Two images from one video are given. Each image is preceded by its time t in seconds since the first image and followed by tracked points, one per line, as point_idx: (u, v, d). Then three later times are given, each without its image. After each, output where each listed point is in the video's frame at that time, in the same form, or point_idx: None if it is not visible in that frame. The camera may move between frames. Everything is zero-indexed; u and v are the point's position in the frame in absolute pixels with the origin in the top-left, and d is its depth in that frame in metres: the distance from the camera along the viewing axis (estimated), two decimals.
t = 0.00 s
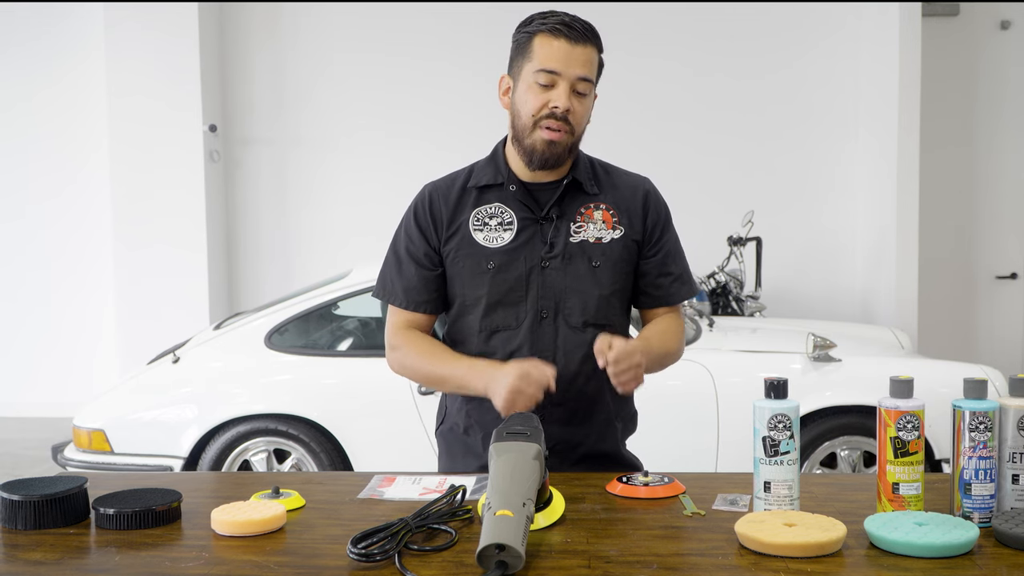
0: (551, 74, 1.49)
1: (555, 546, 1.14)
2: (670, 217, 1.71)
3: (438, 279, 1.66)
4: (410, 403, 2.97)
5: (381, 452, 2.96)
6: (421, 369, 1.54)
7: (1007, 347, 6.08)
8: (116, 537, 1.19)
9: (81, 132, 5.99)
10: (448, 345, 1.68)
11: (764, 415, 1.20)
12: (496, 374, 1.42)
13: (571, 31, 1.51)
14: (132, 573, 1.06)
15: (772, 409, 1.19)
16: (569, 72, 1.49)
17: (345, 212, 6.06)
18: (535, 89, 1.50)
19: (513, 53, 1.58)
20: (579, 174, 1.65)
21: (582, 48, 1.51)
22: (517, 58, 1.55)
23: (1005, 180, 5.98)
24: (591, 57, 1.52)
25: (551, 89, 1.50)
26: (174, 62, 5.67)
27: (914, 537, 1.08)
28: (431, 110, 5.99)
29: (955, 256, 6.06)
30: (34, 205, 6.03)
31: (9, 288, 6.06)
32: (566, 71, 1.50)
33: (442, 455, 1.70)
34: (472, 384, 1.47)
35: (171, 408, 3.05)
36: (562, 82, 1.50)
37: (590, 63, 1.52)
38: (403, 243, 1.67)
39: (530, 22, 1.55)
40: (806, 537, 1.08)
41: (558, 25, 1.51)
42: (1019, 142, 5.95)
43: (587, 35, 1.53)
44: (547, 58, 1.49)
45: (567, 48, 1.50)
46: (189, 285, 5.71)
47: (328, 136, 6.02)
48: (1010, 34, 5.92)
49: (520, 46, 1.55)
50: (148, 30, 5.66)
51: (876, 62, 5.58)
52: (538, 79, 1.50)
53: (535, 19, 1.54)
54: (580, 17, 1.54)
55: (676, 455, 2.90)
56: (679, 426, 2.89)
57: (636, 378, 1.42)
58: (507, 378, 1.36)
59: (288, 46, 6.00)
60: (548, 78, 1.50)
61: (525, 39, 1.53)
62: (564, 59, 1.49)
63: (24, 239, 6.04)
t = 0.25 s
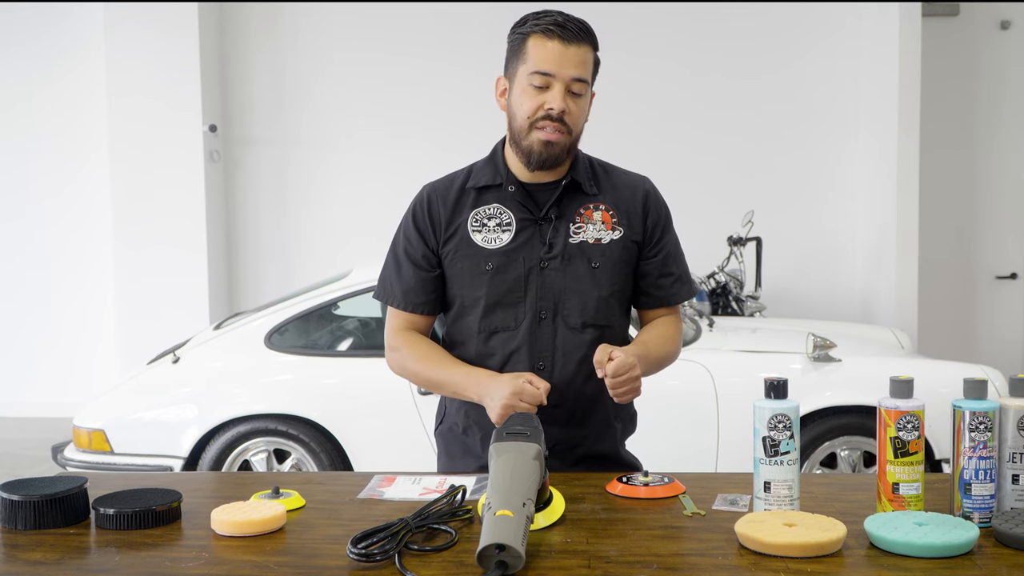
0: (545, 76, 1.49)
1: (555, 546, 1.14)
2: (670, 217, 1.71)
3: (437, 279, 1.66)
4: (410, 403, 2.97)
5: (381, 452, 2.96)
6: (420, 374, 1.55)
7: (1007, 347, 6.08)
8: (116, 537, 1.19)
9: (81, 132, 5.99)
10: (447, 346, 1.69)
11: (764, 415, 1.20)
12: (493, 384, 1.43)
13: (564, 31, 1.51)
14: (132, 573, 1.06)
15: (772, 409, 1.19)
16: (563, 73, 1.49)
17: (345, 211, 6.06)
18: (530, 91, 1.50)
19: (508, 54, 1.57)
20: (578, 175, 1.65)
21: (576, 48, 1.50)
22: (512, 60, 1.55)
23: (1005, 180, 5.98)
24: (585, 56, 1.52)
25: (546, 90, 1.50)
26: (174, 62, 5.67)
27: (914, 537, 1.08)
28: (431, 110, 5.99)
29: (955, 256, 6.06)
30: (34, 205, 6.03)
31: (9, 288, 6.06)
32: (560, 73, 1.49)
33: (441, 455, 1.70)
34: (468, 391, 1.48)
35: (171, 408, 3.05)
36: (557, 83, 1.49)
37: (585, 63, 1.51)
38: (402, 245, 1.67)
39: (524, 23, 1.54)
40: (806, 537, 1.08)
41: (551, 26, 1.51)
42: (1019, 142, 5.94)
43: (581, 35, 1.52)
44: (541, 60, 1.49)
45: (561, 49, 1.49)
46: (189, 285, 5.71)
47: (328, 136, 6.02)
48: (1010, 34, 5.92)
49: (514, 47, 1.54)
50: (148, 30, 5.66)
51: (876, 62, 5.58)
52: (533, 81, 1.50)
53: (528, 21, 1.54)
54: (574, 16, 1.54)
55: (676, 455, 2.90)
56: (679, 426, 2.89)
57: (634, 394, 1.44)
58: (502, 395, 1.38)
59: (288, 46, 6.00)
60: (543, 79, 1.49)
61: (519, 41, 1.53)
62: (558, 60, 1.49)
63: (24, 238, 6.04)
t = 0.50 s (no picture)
0: (540, 77, 1.49)
1: (555, 546, 1.14)
2: (669, 217, 1.71)
3: (436, 280, 1.66)
4: (410, 403, 2.97)
5: (381, 452, 2.96)
6: (420, 371, 1.55)
7: (1007, 348, 6.08)
8: (116, 537, 1.19)
9: (81, 132, 5.99)
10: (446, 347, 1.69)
11: (764, 415, 1.20)
12: (491, 376, 1.43)
13: (559, 32, 1.51)
14: (132, 573, 1.06)
15: (772, 409, 1.19)
16: (558, 74, 1.49)
17: (345, 211, 6.06)
18: (526, 92, 1.50)
19: (504, 56, 1.58)
20: (576, 175, 1.65)
21: (571, 49, 1.50)
22: (507, 61, 1.55)
23: (1005, 180, 5.98)
24: (580, 56, 1.52)
25: (542, 91, 1.50)
26: (174, 62, 5.67)
27: (914, 537, 1.08)
28: (431, 110, 5.99)
29: (955, 256, 6.06)
30: (34, 205, 6.03)
31: (8, 288, 6.06)
32: (555, 73, 1.49)
33: (440, 455, 1.70)
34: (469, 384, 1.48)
35: (171, 409, 3.05)
36: (552, 84, 1.49)
37: (580, 63, 1.51)
38: (400, 246, 1.67)
39: (519, 24, 1.55)
40: (806, 537, 1.08)
41: (545, 27, 1.51)
42: (1019, 142, 5.94)
43: (577, 35, 1.52)
44: (536, 61, 1.49)
45: (557, 49, 1.49)
46: (189, 285, 5.71)
47: (328, 136, 6.02)
48: (1010, 34, 5.92)
49: (510, 49, 1.55)
50: (148, 30, 5.67)
51: (876, 62, 5.58)
52: (528, 82, 1.50)
53: (523, 22, 1.54)
54: (569, 16, 1.54)
55: (676, 455, 2.90)
56: (679, 426, 2.89)
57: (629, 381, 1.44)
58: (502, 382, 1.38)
59: (288, 46, 6.00)
60: (538, 80, 1.49)
61: (514, 42, 1.53)
62: (553, 60, 1.49)
63: (24, 238, 6.04)
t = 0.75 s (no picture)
0: (533, 77, 1.49)
1: (555, 546, 1.14)
2: (669, 217, 1.71)
3: (435, 281, 1.66)
4: (410, 403, 2.97)
5: (381, 452, 2.96)
6: (419, 374, 1.55)
7: (1007, 348, 6.08)
8: (116, 537, 1.19)
9: (81, 132, 5.99)
10: (446, 348, 1.69)
11: (764, 415, 1.20)
12: (488, 381, 1.43)
13: (550, 31, 1.51)
14: (132, 573, 1.06)
15: (772, 409, 1.19)
16: (551, 73, 1.49)
17: (345, 211, 6.06)
18: (520, 93, 1.50)
19: (497, 58, 1.58)
20: (575, 175, 1.65)
21: (563, 47, 1.50)
22: (500, 62, 1.55)
23: (1005, 180, 5.98)
24: (573, 54, 1.52)
25: (535, 90, 1.50)
26: (174, 62, 5.67)
27: (914, 537, 1.08)
28: (431, 110, 5.99)
29: (955, 256, 6.06)
30: (34, 205, 6.03)
31: (8, 288, 6.06)
32: (548, 73, 1.49)
33: (439, 454, 1.70)
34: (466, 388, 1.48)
35: (171, 409, 3.05)
36: (545, 83, 1.49)
37: (573, 61, 1.51)
38: (400, 247, 1.67)
39: (510, 25, 1.55)
40: (806, 537, 1.08)
41: (536, 27, 1.51)
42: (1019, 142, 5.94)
43: (568, 33, 1.53)
44: (528, 61, 1.50)
45: (548, 48, 1.49)
46: (189, 285, 5.71)
47: (328, 136, 6.02)
48: (1010, 34, 5.92)
49: (502, 50, 1.55)
50: (148, 30, 5.66)
51: (876, 62, 5.58)
52: (522, 82, 1.50)
53: (513, 23, 1.54)
54: (559, 15, 1.54)
55: (676, 455, 2.90)
56: (679, 426, 2.89)
57: (630, 385, 1.44)
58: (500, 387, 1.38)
59: (288, 46, 6.00)
60: (531, 80, 1.50)
61: (506, 43, 1.54)
62: (545, 60, 1.49)
63: (25, 239, 6.04)
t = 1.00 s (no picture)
0: (529, 75, 1.49)
1: (555, 545, 1.14)
2: (668, 216, 1.70)
3: (435, 280, 1.67)
4: (410, 403, 2.97)
5: (381, 452, 2.96)
6: (419, 376, 1.54)
7: (1007, 348, 6.08)
8: (116, 537, 1.19)
9: (81, 132, 5.99)
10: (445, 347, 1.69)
11: (764, 415, 1.20)
12: (485, 387, 1.41)
13: (545, 28, 1.51)
14: (133, 573, 1.06)
15: (772, 409, 1.19)
16: (546, 70, 1.49)
17: (345, 211, 6.06)
18: (517, 91, 1.51)
19: (493, 59, 1.58)
20: (574, 175, 1.65)
21: (559, 44, 1.50)
22: (496, 63, 1.55)
23: (1005, 180, 5.98)
24: (569, 51, 1.51)
25: (532, 88, 1.50)
26: (174, 62, 5.67)
27: (914, 537, 1.08)
28: (431, 109, 5.99)
29: (955, 256, 6.06)
30: (34, 205, 6.03)
31: (9, 288, 6.06)
32: (543, 69, 1.49)
33: (439, 454, 1.70)
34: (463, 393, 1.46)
35: (171, 408, 3.05)
36: (541, 80, 1.49)
37: (568, 57, 1.51)
38: (399, 247, 1.68)
39: (505, 26, 1.55)
40: (806, 537, 1.08)
41: (530, 25, 1.51)
42: (1019, 142, 5.94)
43: (563, 30, 1.52)
44: (524, 59, 1.50)
45: (543, 46, 1.49)
46: (189, 285, 5.71)
47: (328, 136, 6.02)
48: (1010, 34, 5.93)
49: (497, 50, 1.55)
50: (148, 30, 5.67)
51: (876, 62, 5.58)
52: (518, 81, 1.50)
53: (508, 23, 1.54)
54: (554, 13, 1.53)
55: (676, 455, 2.90)
56: (679, 425, 2.89)
57: (632, 395, 1.43)
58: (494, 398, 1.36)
59: (288, 46, 6.00)
60: (527, 78, 1.50)
61: (501, 44, 1.54)
62: (541, 57, 1.49)
63: (25, 239, 6.04)
